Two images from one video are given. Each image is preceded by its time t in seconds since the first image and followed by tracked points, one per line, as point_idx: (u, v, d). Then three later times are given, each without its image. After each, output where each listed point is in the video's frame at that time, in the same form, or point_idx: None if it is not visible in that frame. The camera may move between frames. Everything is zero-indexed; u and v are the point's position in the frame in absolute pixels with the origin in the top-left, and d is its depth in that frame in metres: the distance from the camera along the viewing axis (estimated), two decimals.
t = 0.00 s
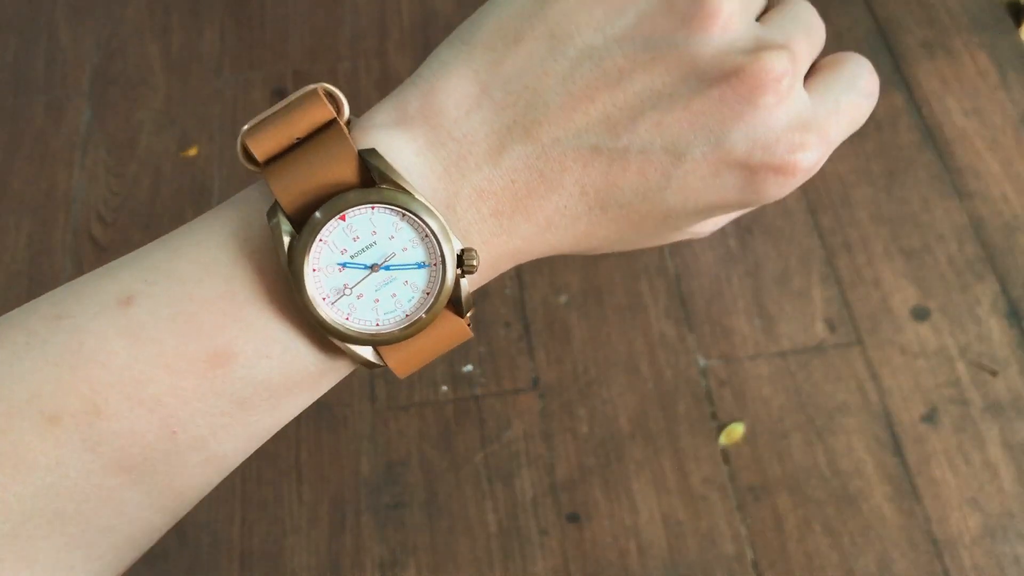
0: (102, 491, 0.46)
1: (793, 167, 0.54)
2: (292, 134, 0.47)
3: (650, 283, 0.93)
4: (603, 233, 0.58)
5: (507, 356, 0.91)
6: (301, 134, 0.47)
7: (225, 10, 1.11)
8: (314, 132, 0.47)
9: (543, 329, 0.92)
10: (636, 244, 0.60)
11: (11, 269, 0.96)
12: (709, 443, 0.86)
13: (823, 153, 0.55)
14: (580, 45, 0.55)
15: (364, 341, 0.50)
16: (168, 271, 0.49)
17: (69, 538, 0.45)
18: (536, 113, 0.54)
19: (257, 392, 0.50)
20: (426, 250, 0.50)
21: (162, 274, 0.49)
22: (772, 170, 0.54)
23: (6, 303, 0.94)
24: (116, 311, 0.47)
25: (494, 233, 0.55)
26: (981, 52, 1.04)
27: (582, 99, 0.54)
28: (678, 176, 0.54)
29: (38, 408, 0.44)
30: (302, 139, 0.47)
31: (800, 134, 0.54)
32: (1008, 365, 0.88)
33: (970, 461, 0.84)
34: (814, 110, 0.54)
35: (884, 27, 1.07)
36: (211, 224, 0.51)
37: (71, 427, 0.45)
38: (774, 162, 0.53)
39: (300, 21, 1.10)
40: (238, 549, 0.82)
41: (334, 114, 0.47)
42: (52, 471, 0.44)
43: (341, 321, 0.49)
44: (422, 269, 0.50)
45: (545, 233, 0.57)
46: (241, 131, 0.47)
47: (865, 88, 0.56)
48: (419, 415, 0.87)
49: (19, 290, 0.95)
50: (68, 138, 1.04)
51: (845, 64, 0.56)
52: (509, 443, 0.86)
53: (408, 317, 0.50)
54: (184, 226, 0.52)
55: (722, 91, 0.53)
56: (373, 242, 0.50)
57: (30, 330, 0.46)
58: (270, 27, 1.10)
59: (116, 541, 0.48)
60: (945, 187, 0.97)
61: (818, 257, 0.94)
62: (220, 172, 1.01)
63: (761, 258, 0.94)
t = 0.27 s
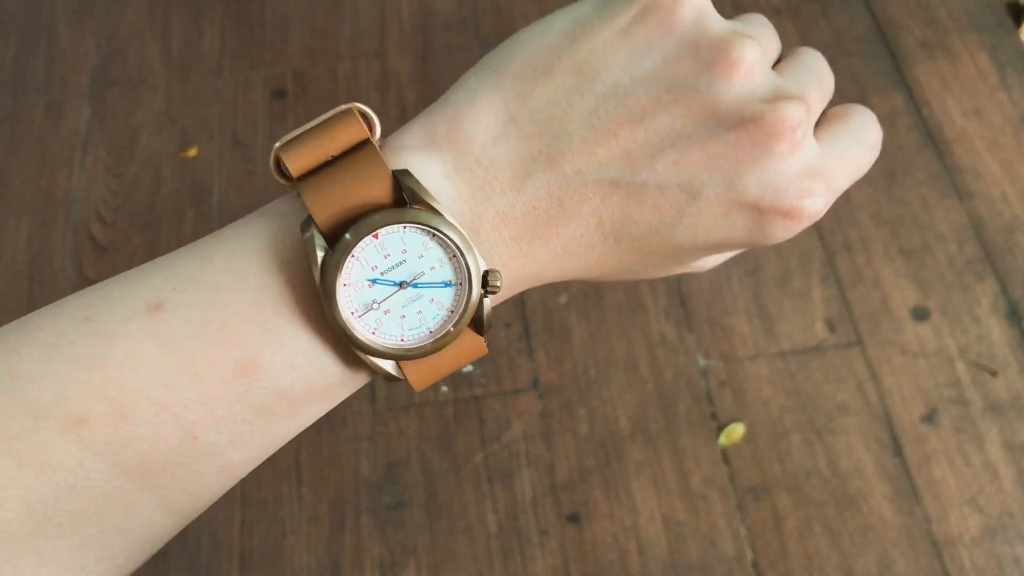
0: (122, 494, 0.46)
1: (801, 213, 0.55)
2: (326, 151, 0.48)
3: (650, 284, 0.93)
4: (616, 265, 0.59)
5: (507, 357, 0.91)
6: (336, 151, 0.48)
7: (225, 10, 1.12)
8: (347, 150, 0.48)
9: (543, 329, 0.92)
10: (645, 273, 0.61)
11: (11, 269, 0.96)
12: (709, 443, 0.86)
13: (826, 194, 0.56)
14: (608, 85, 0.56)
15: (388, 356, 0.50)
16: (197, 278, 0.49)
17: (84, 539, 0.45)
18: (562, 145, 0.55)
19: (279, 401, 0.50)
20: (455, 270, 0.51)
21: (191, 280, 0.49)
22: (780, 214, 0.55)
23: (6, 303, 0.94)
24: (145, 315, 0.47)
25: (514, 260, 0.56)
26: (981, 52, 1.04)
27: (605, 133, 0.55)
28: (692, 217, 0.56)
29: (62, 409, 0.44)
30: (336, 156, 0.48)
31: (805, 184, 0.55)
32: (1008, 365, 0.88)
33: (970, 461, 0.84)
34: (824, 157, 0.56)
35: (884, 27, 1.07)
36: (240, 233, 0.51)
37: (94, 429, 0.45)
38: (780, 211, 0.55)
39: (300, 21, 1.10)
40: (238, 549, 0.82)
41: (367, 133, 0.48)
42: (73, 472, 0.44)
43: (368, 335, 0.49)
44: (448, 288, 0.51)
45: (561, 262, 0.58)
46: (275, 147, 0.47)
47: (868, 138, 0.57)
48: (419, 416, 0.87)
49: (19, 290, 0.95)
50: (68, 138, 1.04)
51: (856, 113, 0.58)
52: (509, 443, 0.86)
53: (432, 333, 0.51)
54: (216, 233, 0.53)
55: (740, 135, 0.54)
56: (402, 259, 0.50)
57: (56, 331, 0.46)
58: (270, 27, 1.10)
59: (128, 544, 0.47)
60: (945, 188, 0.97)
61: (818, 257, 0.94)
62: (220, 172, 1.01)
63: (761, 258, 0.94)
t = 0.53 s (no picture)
0: (131, 492, 0.46)
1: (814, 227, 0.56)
2: (345, 156, 0.48)
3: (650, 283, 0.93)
4: (629, 276, 0.60)
5: (507, 357, 0.90)
6: (354, 156, 0.48)
7: (225, 10, 1.12)
8: (366, 154, 0.49)
9: (543, 329, 0.92)
10: (654, 287, 0.62)
11: (11, 269, 0.96)
12: (709, 443, 0.86)
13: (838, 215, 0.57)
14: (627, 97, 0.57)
15: (401, 360, 0.50)
16: (214, 278, 0.49)
17: (90, 535, 0.45)
18: (582, 154, 0.56)
19: (289, 404, 0.50)
20: (471, 276, 0.51)
21: (207, 280, 0.49)
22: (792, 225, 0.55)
23: (6, 303, 0.94)
24: (160, 315, 0.47)
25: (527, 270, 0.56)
26: (981, 52, 1.04)
27: (623, 145, 0.56)
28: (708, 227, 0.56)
29: (73, 407, 0.44)
30: (354, 160, 0.48)
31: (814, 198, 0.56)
32: (1008, 366, 0.88)
33: (970, 461, 0.84)
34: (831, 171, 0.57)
35: (884, 27, 1.07)
36: (256, 235, 0.51)
37: (106, 427, 0.45)
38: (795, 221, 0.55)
39: (300, 21, 1.10)
40: (239, 549, 0.82)
41: (387, 139, 0.49)
42: (82, 470, 0.45)
43: (383, 339, 0.49)
44: (464, 293, 0.51)
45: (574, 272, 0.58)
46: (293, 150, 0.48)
47: (878, 163, 0.60)
48: (419, 416, 0.87)
49: (20, 290, 0.95)
50: (68, 138, 1.04)
51: (863, 143, 0.60)
52: (509, 443, 0.86)
53: (446, 338, 0.51)
54: (232, 233, 0.53)
55: (756, 149, 0.55)
56: (419, 264, 0.51)
57: (71, 328, 0.47)
58: (270, 27, 1.10)
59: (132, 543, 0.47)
60: (945, 188, 0.97)
61: (818, 257, 0.94)
62: (220, 172, 1.01)
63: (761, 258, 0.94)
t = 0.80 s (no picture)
0: (119, 490, 0.48)
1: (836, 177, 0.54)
2: (342, 146, 0.53)
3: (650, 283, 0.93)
4: (660, 267, 0.57)
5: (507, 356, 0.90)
6: (350, 146, 0.53)
7: (225, 10, 1.12)
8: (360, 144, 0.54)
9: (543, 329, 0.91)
10: (695, 291, 0.58)
11: (11, 269, 0.96)
12: (709, 443, 0.86)
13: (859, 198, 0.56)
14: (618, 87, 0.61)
15: (381, 326, 0.50)
16: (207, 284, 0.53)
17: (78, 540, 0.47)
18: (581, 138, 0.59)
19: (276, 407, 0.52)
20: (450, 243, 0.52)
21: (200, 285, 0.53)
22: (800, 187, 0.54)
23: (6, 303, 0.94)
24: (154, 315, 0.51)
25: (540, 261, 0.57)
26: (982, 52, 1.04)
27: (622, 121, 0.59)
28: (719, 190, 0.56)
29: (66, 402, 0.48)
30: (350, 150, 0.54)
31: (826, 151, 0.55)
32: (1008, 365, 0.88)
33: (970, 461, 0.84)
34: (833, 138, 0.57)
35: (884, 27, 1.07)
36: (253, 244, 0.55)
37: (96, 421, 0.48)
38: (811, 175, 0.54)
39: (300, 21, 1.10)
40: (238, 549, 0.82)
41: (382, 131, 0.54)
42: (73, 463, 0.47)
43: (359, 300, 0.50)
44: (445, 260, 0.52)
45: (592, 266, 0.57)
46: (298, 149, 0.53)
47: (894, 143, 0.60)
48: (419, 416, 0.87)
49: (19, 290, 0.95)
50: (68, 138, 1.04)
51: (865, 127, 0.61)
52: (509, 443, 0.86)
53: (427, 307, 0.51)
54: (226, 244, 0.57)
55: (752, 102, 0.57)
56: (400, 230, 0.53)
57: (73, 328, 0.51)
58: (270, 27, 1.10)
59: (121, 547, 0.49)
60: (945, 188, 0.97)
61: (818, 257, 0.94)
62: (220, 172, 1.01)
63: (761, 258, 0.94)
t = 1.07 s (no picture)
0: (124, 474, 0.47)
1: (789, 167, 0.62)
2: (349, 133, 0.56)
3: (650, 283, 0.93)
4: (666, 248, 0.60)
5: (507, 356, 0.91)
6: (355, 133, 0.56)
7: (225, 10, 1.12)
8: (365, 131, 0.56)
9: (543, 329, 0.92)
10: (689, 278, 0.61)
11: (11, 269, 0.96)
12: (709, 443, 0.86)
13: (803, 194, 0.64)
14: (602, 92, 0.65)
15: (378, 270, 0.49)
16: (215, 270, 0.53)
17: (80, 527, 0.45)
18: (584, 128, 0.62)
19: (283, 386, 0.50)
20: (449, 195, 0.52)
21: (209, 272, 0.53)
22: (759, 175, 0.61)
23: (6, 303, 0.94)
24: (162, 298, 0.51)
25: (560, 236, 0.57)
26: (982, 51, 1.04)
27: (608, 114, 0.63)
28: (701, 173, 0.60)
29: (69, 380, 0.46)
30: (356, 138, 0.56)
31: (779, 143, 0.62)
32: (1008, 366, 0.88)
33: (970, 461, 0.84)
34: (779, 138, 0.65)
35: (884, 27, 1.07)
36: (261, 237, 0.56)
37: (99, 399, 0.46)
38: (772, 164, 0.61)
39: (300, 21, 1.10)
40: (239, 549, 0.82)
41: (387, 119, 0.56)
42: (74, 443, 0.45)
43: (355, 248, 0.49)
44: (444, 212, 0.52)
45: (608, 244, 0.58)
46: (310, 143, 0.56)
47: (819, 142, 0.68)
48: (419, 416, 0.87)
49: (19, 290, 0.95)
50: (68, 138, 1.04)
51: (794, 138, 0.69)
52: (509, 443, 0.86)
53: (425, 254, 0.50)
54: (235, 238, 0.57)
55: (710, 101, 0.63)
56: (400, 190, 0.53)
57: (81, 315, 0.50)
58: (270, 27, 1.10)
59: (124, 537, 0.47)
60: (945, 187, 0.97)
61: (818, 257, 0.94)
62: (220, 172, 1.01)
63: (761, 259, 0.94)
